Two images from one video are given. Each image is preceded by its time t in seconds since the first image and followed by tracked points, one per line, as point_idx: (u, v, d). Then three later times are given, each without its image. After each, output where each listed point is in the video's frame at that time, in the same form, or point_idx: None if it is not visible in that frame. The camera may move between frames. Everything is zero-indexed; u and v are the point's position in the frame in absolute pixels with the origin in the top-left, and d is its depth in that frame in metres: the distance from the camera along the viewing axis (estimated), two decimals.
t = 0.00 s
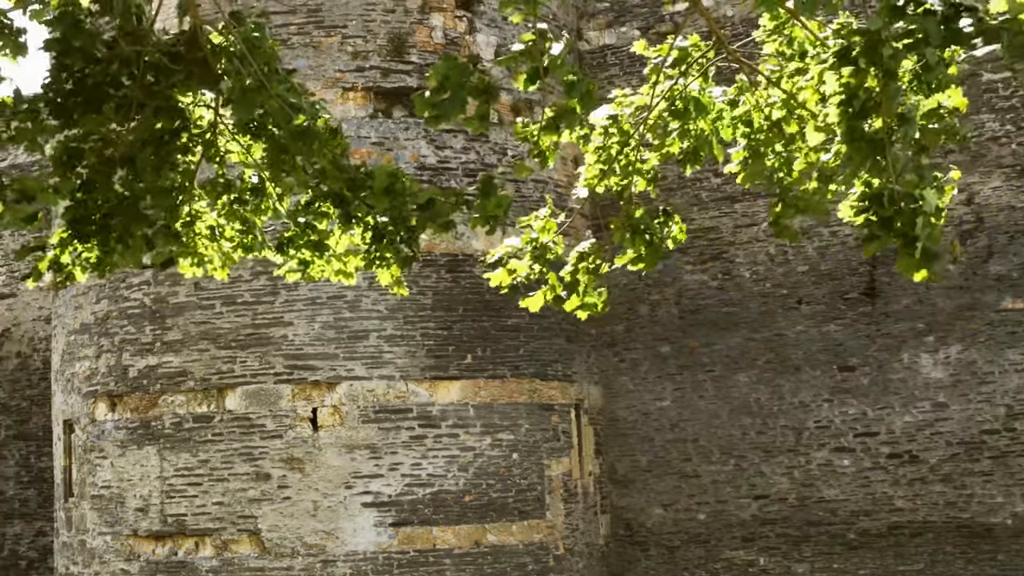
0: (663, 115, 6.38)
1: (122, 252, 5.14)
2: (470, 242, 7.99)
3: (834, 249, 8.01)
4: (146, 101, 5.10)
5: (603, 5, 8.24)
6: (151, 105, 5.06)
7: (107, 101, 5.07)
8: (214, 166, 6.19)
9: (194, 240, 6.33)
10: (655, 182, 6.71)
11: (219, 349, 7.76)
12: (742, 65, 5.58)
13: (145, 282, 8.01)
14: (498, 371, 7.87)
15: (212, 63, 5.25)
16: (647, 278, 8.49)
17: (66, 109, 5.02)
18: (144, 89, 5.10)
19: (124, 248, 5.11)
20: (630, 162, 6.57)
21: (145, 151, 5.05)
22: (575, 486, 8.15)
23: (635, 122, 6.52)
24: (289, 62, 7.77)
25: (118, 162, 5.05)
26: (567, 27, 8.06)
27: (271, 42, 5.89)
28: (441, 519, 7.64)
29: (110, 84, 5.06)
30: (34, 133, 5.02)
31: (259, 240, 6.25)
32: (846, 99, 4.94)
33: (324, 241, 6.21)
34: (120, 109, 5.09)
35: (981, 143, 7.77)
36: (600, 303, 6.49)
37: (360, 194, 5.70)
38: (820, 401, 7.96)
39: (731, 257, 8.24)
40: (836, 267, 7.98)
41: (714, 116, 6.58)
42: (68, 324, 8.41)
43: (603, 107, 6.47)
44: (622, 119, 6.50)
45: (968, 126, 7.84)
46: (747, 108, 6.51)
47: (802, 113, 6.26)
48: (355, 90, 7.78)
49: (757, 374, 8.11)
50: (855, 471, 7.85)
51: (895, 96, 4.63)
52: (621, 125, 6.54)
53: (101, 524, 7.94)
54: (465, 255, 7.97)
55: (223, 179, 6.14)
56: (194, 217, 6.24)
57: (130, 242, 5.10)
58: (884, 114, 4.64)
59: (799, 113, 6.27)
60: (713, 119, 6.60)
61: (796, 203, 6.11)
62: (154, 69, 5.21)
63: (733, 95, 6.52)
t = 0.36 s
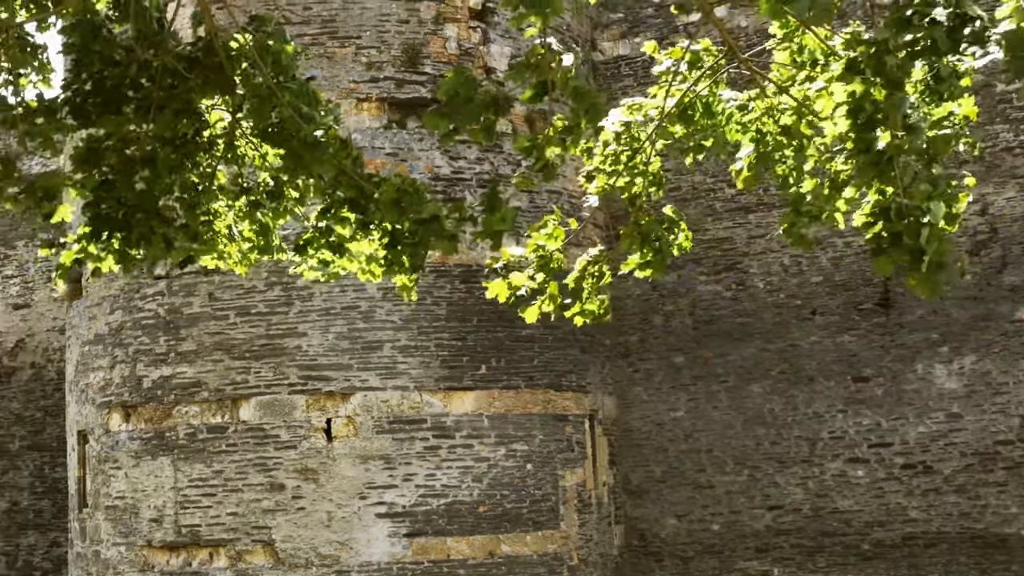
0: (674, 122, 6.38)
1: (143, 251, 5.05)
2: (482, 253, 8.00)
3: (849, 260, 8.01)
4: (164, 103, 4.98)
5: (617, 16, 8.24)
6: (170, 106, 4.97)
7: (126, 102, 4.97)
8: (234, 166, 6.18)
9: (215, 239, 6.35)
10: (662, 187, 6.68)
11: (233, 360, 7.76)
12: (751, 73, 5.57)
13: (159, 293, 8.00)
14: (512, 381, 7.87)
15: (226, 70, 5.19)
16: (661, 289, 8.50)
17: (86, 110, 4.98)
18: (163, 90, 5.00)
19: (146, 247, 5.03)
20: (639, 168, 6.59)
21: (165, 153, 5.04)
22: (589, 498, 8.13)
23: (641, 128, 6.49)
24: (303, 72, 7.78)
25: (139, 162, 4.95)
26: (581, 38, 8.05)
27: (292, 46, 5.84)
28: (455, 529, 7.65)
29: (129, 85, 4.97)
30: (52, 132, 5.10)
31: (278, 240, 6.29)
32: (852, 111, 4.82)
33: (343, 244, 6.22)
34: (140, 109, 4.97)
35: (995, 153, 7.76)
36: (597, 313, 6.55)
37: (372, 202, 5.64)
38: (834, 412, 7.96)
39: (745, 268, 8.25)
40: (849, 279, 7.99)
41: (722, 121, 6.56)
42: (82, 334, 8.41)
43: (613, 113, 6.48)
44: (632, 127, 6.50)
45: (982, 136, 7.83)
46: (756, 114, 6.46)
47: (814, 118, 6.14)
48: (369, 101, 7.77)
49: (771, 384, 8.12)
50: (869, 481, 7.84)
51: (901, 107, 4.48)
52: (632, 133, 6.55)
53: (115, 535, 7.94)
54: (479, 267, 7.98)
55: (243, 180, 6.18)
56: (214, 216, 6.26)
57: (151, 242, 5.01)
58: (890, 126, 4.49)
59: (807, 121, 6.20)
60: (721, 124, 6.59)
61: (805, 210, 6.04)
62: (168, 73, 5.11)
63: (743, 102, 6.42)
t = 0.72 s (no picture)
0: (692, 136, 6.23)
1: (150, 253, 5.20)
2: (497, 263, 7.98)
3: (863, 271, 8.01)
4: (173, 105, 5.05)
5: (631, 27, 8.32)
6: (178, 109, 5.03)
7: (136, 104, 5.09)
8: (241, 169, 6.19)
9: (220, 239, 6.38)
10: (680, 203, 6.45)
11: (247, 371, 7.76)
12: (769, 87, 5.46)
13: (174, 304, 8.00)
14: (527, 393, 7.87)
15: (238, 76, 5.16)
16: (675, 299, 8.50)
17: (94, 110, 5.06)
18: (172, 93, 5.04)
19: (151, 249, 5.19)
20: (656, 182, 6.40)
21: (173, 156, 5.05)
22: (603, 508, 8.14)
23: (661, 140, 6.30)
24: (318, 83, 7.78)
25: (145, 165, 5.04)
26: (594, 48, 8.06)
27: (304, 55, 5.92)
28: (469, 541, 7.64)
29: (139, 87, 5.07)
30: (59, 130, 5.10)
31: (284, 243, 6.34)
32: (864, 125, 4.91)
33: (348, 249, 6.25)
34: (149, 112, 5.08)
35: (1009, 164, 7.73)
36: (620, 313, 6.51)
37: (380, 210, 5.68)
38: (848, 423, 7.96)
39: (759, 278, 8.25)
40: (863, 290, 7.99)
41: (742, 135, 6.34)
42: (96, 344, 8.41)
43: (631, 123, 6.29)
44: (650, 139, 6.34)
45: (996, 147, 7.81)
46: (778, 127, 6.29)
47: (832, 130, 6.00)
48: (383, 111, 7.77)
49: (786, 395, 8.12)
50: (883, 492, 7.84)
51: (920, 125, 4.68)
52: (648, 143, 6.35)
53: (130, 546, 7.94)
54: (494, 278, 7.97)
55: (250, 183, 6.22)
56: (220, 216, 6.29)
57: (159, 243, 5.17)
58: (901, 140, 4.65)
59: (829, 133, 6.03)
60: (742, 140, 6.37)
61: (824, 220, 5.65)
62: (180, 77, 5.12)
63: (761, 114, 6.27)
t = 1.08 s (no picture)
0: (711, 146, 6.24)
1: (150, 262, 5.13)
2: (511, 273, 7.99)
3: (877, 281, 8.01)
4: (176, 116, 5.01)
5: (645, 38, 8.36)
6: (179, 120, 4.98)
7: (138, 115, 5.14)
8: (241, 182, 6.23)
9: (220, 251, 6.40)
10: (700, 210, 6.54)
11: (261, 382, 7.76)
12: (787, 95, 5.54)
13: (188, 315, 7.99)
14: (541, 403, 7.87)
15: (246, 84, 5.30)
16: (689, 310, 8.51)
17: (95, 122, 5.08)
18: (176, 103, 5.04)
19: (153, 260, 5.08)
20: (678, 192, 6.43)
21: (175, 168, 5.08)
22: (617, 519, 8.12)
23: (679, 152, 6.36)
24: (332, 93, 7.78)
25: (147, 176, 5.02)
26: (608, 58, 8.10)
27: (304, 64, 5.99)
28: (483, 552, 7.61)
29: (142, 99, 5.16)
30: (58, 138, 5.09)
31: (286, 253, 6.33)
32: (878, 136, 5.14)
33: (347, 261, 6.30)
34: (152, 122, 5.12)
35: None
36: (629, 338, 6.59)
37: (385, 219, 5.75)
38: (862, 433, 7.95)
39: (773, 289, 8.26)
40: (877, 302, 7.99)
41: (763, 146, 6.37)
42: (109, 355, 8.42)
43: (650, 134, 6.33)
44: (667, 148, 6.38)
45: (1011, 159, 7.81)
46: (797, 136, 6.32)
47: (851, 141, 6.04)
48: (397, 121, 7.77)
49: (799, 406, 8.12)
50: (898, 503, 7.83)
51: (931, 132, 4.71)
52: (666, 153, 6.41)
53: (144, 556, 7.93)
54: (508, 289, 7.97)
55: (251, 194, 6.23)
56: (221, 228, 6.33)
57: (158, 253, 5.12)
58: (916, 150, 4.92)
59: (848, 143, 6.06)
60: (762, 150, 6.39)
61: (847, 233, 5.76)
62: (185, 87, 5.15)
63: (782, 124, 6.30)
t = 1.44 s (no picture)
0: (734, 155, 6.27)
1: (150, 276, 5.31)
2: (526, 284, 8.00)
3: (891, 291, 8.03)
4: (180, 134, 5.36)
5: (660, 48, 8.49)
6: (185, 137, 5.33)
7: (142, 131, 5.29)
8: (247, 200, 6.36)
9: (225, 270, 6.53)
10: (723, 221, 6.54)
11: (275, 393, 7.75)
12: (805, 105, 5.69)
13: (202, 326, 8.00)
14: (555, 414, 7.86)
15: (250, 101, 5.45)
16: (703, 321, 8.53)
17: (99, 138, 5.23)
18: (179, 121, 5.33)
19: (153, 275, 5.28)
20: (696, 203, 6.41)
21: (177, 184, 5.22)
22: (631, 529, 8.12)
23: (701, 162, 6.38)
24: (345, 104, 7.77)
25: (151, 192, 5.24)
26: (622, 69, 8.13)
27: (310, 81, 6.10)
28: (497, 563, 7.60)
29: (145, 115, 5.31)
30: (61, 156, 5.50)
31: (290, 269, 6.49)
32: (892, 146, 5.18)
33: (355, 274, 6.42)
34: (155, 138, 5.30)
35: None
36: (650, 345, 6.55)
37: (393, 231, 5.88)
38: (877, 444, 7.95)
39: (787, 300, 8.27)
40: (891, 312, 8.00)
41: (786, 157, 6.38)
42: (124, 366, 8.44)
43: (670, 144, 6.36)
44: (686, 157, 6.39)
45: None
46: (821, 147, 6.35)
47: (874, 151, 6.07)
48: (411, 132, 7.77)
49: (814, 416, 8.12)
50: (912, 513, 7.83)
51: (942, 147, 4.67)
52: (685, 163, 6.42)
53: (159, 567, 7.93)
54: (522, 300, 7.97)
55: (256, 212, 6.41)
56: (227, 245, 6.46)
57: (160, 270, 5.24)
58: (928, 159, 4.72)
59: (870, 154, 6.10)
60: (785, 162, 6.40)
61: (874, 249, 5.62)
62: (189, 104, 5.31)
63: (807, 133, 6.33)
